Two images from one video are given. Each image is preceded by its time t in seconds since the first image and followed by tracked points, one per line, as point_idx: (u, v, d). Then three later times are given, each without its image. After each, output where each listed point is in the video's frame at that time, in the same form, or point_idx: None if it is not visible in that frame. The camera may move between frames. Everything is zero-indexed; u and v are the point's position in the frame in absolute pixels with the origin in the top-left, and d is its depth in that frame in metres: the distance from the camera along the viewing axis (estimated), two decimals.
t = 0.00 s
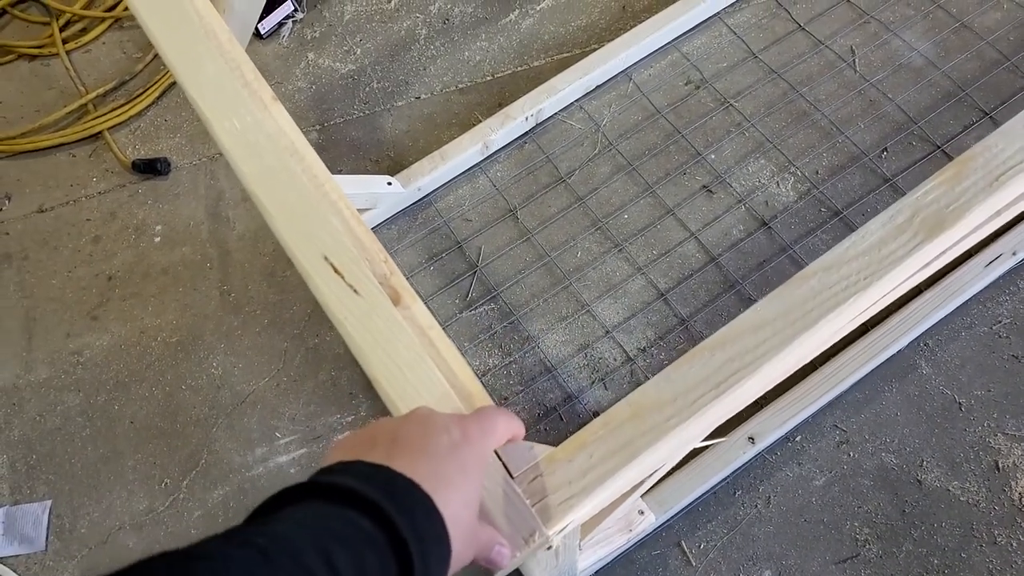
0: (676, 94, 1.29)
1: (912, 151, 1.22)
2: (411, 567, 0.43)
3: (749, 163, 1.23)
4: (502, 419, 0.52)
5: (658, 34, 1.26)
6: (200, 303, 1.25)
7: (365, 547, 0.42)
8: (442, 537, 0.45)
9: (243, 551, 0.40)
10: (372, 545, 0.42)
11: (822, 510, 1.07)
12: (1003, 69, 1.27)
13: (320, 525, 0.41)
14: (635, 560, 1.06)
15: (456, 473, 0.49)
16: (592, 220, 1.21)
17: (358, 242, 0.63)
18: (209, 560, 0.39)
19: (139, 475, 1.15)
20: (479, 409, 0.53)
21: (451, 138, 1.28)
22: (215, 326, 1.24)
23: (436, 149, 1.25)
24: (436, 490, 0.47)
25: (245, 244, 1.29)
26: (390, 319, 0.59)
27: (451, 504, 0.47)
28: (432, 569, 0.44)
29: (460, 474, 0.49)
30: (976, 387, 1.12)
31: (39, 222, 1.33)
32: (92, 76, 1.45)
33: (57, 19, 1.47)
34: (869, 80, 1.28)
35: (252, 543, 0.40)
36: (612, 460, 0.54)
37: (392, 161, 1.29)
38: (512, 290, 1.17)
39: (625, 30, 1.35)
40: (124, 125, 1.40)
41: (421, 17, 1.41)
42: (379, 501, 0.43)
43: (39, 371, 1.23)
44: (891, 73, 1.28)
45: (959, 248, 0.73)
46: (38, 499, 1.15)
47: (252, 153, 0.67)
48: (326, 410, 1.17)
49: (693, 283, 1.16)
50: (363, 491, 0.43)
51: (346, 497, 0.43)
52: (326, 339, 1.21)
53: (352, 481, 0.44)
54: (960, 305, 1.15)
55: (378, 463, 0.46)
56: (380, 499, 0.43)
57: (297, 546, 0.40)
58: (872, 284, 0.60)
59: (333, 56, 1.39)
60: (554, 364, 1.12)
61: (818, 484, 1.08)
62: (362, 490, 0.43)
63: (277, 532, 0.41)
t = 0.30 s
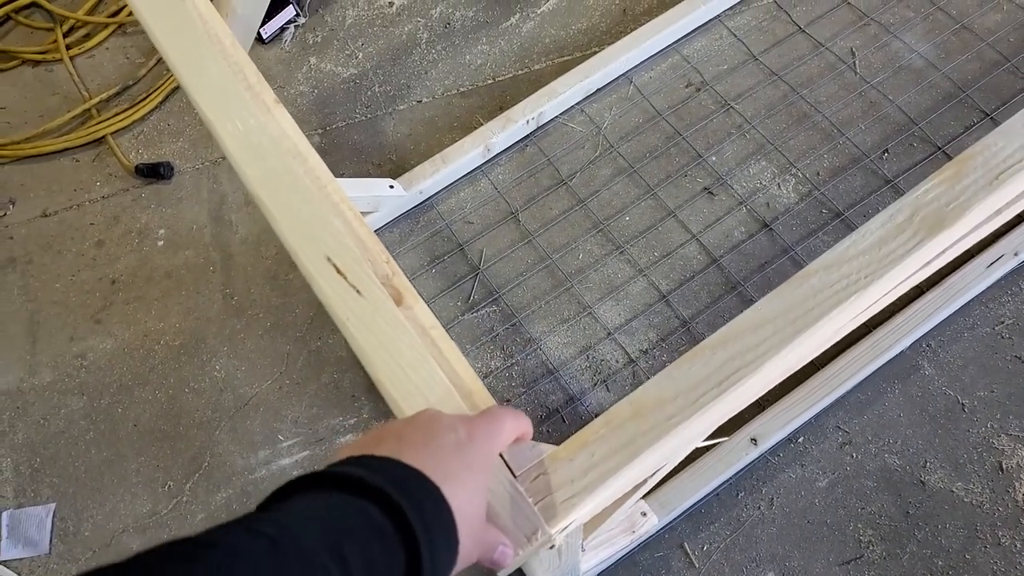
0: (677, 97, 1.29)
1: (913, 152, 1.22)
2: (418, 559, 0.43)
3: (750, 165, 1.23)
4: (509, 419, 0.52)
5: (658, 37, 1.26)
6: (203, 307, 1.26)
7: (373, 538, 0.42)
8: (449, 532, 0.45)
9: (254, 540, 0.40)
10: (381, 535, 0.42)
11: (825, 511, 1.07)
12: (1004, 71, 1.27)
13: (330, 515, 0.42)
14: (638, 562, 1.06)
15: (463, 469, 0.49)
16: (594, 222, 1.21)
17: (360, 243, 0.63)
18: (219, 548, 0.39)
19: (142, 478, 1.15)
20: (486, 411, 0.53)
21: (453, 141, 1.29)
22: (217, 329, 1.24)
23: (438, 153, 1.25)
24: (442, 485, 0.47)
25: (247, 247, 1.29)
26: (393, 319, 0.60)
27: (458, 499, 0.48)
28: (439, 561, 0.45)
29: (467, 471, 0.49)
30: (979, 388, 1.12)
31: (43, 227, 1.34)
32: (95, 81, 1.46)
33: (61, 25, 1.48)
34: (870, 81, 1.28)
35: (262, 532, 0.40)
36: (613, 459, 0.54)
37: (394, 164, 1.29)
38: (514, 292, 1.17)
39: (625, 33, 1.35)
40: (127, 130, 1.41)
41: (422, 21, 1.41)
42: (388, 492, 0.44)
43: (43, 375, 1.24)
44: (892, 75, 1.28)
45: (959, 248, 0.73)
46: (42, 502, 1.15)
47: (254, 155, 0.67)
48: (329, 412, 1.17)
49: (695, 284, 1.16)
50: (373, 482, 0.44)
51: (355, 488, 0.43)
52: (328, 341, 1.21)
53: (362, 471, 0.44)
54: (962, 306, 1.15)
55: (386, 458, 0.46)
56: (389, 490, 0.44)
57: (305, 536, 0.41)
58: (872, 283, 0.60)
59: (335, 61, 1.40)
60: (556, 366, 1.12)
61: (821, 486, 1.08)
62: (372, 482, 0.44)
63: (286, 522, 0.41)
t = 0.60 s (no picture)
0: (674, 97, 1.29)
1: (910, 151, 1.22)
2: (424, 529, 0.43)
3: (747, 164, 1.23)
4: (507, 410, 0.54)
5: (655, 37, 1.26)
6: (201, 310, 1.26)
7: (382, 504, 0.41)
8: (454, 503, 0.45)
9: (261, 502, 0.38)
10: (389, 502, 0.41)
11: (823, 509, 1.07)
12: (1000, 69, 1.28)
13: (337, 481, 0.40)
14: (637, 562, 1.07)
15: (468, 446, 0.49)
16: (591, 223, 1.21)
17: (353, 243, 0.63)
18: (226, 511, 0.37)
19: (142, 482, 1.15)
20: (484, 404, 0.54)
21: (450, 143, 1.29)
22: (216, 333, 1.24)
23: (435, 154, 1.25)
24: (448, 458, 0.47)
25: (245, 250, 1.29)
26: (387, 319, 0.60)
27: (461, 473, 0.47)
28: (443, 532, 0.44)
29: (471, 448, 0.49)
30: (976, 385, 1.12)
31: (40, 231, 1.34)
32: (91, 86, 1.46)
33: (57, 29, 1.48)
34: (867, 80, 1.28)
35: (269, 496, 0.39)
36: (607, 454, 0.55)
37: (391, 166, 1.29)
38: (512, 294, 1.18)
39: (622, 34, 1.35)
40: (123, 134, 1.41)
41: (418, 23, 1.41)
42: (394, 461, 0.43)
43: (41, 380, 1.24)
44: (889, 73, 1.29)
45: (952, 244, 0.73)
46: (42, 506, 1.15)
47: (248, 156, 0.67)
48: (328, 415, 1.17)
49: (692, 284, 1.16)
50: (378, 450, 0.43)
51: (361, 457, 0.42)
52: (326, 344, 1.22)
53: (369, 441, 0.43)
54: (959, 304, 1.15)
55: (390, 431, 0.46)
56: (396, 459, 0.43)
57: (315, 500, 0.39)
58: (864, 279, 0.60)
59: (331, 63, 1.40)
60: (554, 367, 1.13)
61: (818, 484, 1.08)
62: (379, 451, 0.43)
63: (292, 487, 0.40)
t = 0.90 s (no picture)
0: (672, 94, 1.29)
1: (909, 146, 1.22)
2: (429, 499, 0.42)
3: (745, 161, 1.23)
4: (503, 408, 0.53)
5: (653, 33, 1.26)
6: (200, 311, 1.26)
7: (387, 475, 0.40)
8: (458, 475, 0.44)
9: (269, 470, 0.38)
10: (394, 473, 0.41)
11: (824, 506, 1.07)
12: (1000, 63, 1.27)
13: (343, 451, 0.40)
14: (636, 560, 1.07)
15: (468, 427, 0.49)
16: (590, 221, 1.21)
17: (348, 241, 0.63)
18: (238, 476, 0.37)
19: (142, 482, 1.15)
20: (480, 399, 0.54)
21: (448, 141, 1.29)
22: (215, 333, 1.24)
23: (433, 153, 1.25)
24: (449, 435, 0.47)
25: (243, 251, 1.29)
26: (381, 317, 0.60)
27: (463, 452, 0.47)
28: (447, 506, 0.43)
29: (471, 429, 0.49)
30: (977, 380, 1.12)
31: (39, 233, 1.34)
32: (88, 87, 1.46)
33: (54, 30, 1.48)
34: (865, 75, 1.28)
35: (277, 465, 0.39)
36: (603, 451, 0.54)
37: (389, 165, 1.29)
38: (510, 292, 1.18)
39: (619, 31, 1.35)
40: (121, 135, 1.41)
41: (415, 21, 1.41)
42: (398, 432, 0.42)
43: (41, 381, 1.24)
44: (888, 68, 1.28)
45: (951, 237, 0.73)
46: (42, 507, 1.16)
47: (241, 154, 0.67)
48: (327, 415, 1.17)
49: (691, 282, 1.16)
50: (384, 423, 0.42)
51: (364, 428, 0.42)
52: (325, 344, 1.21)
53: (373, 415, 0.42)
54: (959, 299, 1.15)
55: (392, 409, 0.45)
56: (399, 430, 0.42)
57: (324, 466, 0.39)
58: (861, 274, 0.60)
59: (329, 63, 1.40)
60: (553, 365, 1.12)
61: (818, 481, 1.08)
62: (382, 423, 0.42)
63: (299, 457, 0.39)
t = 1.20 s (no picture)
0: (677, 88, 1.28)
1: (917, 141, 1.21)
2: (423, 488, 0.42)
3: (750, 156, 1.22)
4: (501, 395, 0.53)
5: (659, 26, 1.25)
6: (203, 302, 1.26)
7: (383, 463, 0.41)
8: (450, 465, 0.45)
9: (266, 458, 0.38)
10: (390, 461, 0.41)
11: (825, 503, 1.06)
12: (1010, 58, 1.26)
13: (339, 440, 0.40)
14: (637, 554, 1.06)
15: (464, 416, 0.49)
16: (593, 215, 1.21)
17: (349, 233, 0.63)
18: (235, 464, 0.37)
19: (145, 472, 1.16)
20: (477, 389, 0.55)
21: (451, 134, 1.28)
22: (217, 325, 1.24)
23: (436, 145, 1.24)
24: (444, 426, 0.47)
25: (246, 242, 1.29)
26: (382, 309, 0.60)
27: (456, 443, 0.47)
28: (440, 495, 0.44)
29: (468, 418, 0.49)
30: (982, 378, 1.11)
31: (43, 223, 1.34)
32: (92, 77, 1.46)
33: (58, 20, 1.48)
34: (873, 70, 1.27)
35: (274, 453, 0.38)
36: (603, 445, 0.54)
37: (392, 158, 1.29)
38: (513, 286, 1.17)
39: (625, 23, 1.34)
40: (125, 126, 1.41)
41: (420, 13, 1.40)
42: (392, 423, 0.43)
43: (45, 370, 1.24)
44: (896, 63, 1.27)
45: (957, 233, 0.72)
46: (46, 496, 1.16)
47: (243, 144, 0.67)
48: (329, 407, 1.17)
49: (695, 277, 1.15)
50: (379, 414, 0.43)
51: (359, 419, 0.42)
52: (327, 336, 1.21)
53: (368, 406, 0.43)
54: (965, 296, 1.14)
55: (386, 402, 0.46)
56: (394, 421, 0.43)
57: (321, 455, 0.39)
58: (867, 269, 0.59)
59: (332, 54, 1.39)
60: (555, 359, 1.12)
61: (820, 477, 1.08)
62: (376, 415, 0.43)
63: (296, 445, 0.39)
